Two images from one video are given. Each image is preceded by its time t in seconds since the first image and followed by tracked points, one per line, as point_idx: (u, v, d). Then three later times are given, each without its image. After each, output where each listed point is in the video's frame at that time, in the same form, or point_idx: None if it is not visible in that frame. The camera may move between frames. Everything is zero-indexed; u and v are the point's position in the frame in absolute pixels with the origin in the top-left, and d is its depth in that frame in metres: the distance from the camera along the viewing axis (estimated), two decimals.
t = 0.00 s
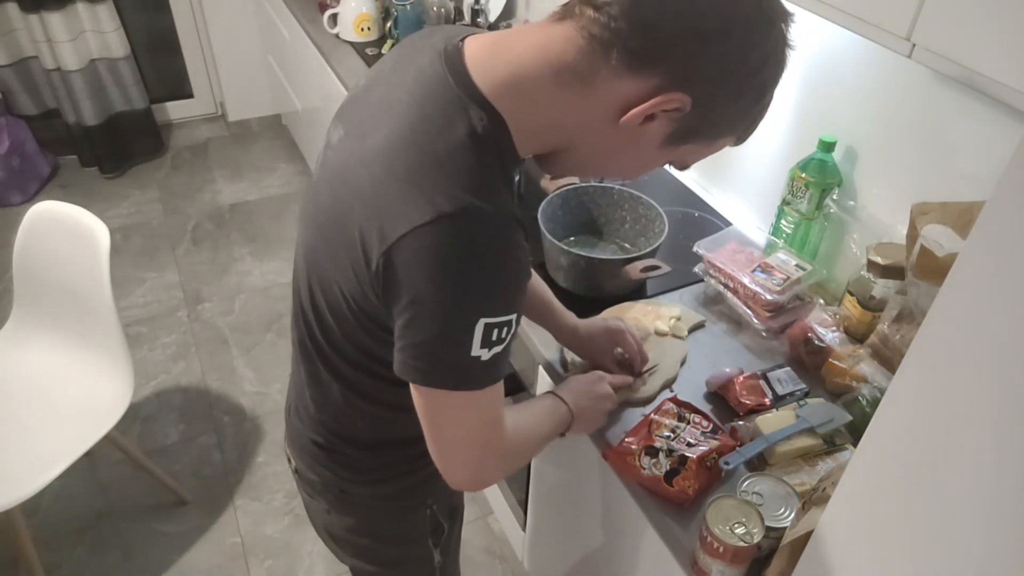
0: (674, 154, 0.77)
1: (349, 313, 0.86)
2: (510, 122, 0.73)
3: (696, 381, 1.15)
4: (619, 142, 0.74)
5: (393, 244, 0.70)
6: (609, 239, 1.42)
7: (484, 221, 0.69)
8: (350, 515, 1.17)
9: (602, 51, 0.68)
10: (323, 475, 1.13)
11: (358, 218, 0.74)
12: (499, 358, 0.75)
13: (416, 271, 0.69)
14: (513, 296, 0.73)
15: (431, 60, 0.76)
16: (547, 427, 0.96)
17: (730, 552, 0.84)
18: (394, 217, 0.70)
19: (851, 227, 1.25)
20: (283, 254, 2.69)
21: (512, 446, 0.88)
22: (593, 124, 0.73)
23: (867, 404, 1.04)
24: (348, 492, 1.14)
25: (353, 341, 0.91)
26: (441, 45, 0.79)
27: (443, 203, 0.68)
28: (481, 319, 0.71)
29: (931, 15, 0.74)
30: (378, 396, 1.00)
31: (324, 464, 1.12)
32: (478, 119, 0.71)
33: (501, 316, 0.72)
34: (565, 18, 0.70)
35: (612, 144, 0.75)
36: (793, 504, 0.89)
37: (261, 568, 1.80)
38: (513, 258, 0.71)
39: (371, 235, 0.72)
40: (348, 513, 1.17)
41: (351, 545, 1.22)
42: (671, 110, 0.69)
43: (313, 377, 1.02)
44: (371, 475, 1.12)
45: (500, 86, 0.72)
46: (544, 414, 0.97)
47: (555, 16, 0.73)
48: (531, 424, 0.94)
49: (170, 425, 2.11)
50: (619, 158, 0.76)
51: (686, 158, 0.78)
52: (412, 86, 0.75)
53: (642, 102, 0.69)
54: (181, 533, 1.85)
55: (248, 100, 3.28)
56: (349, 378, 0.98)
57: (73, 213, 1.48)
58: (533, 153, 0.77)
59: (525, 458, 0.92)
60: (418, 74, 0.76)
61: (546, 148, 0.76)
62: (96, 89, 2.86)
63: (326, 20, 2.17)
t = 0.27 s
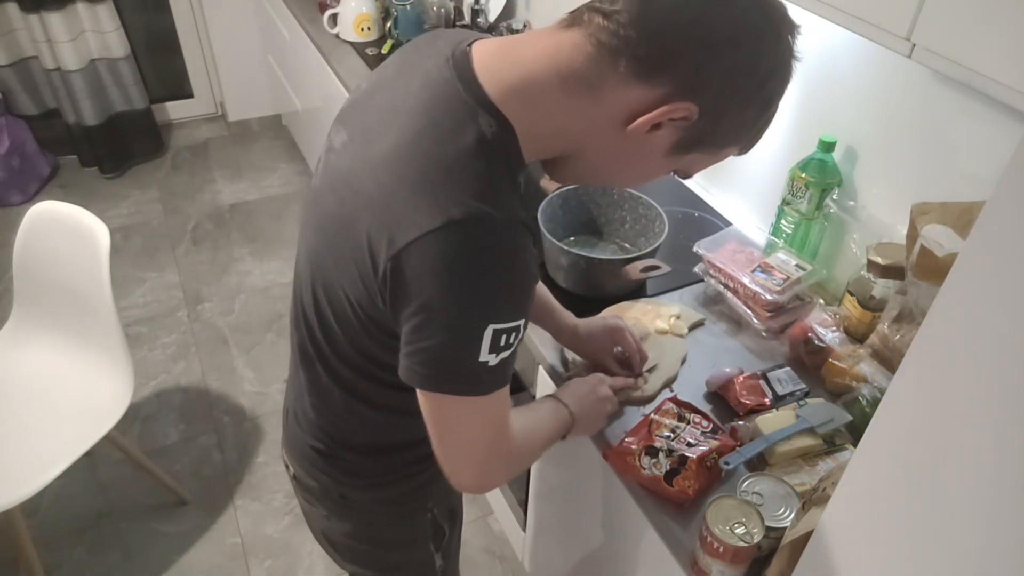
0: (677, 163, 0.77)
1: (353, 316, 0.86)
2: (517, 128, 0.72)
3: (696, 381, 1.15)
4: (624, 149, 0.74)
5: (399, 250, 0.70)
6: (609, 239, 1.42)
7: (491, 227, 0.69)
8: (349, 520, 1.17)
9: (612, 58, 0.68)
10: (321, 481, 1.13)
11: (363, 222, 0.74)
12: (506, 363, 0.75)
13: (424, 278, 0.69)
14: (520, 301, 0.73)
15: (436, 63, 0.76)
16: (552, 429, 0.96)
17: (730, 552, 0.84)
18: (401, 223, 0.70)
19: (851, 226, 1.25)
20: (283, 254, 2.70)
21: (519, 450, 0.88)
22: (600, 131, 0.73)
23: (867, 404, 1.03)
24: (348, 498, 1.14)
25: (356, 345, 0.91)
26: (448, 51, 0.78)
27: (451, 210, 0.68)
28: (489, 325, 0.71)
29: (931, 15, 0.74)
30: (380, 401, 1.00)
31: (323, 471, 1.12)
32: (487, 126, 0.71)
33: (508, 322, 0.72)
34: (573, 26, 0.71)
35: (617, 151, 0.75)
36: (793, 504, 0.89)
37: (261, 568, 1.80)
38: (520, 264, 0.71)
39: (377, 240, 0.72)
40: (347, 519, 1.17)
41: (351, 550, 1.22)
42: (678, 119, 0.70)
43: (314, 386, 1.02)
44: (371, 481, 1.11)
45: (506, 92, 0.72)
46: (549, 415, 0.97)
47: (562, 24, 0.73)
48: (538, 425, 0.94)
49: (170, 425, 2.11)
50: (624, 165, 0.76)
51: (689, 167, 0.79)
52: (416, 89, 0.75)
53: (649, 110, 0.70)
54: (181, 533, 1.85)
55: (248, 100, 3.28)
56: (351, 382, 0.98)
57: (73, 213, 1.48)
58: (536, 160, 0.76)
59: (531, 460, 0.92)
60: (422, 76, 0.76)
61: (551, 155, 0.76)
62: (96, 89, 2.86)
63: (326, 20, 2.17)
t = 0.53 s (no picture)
0: (682, 142, 0.77)
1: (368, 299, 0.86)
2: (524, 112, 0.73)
3: (696, 381, 1.15)
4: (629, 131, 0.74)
5: (412, 223, 0.70)
6: (609, 239, 1.42)
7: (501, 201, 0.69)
8: (358, 507, 1.17)
9: (614, 41, 0.68)
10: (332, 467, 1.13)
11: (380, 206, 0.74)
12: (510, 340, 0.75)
13: (434, 250, 0.69)
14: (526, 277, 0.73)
15: (438, 56, 0.76)
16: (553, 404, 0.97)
17: (730, 552, 0.84)
18: (414, 197, 0.70)
19: (851, 226, 1.25)
20: (283, 254, 2.70)
21: (523, 428, 0.88)
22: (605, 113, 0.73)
23: (867, 404, 1.04)
24: (359, 486, 1.14)
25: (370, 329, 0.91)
26: (451, 38, 0.78)
27: (462, 184, 0.68)
28: (494, 300, 0.71)
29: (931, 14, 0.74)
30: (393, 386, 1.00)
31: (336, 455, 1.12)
32: (495, 106, 0.71)
33: (513, 298, 0.72)
34: (575, 9, 0.70)
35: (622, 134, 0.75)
36: (793, 504, 0.89)
37: (261, 568, 1.80)
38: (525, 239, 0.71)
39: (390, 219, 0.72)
40: (356, 506, 1.17)
41: (359, 539, 1.22)
42: (681, 98, 0.70)
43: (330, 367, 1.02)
44: (386, 466, 1.11)
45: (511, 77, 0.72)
46: (551, 388, 0.98)
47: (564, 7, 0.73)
48: (540, 400, 0.95)
49: (170, 425, 2.11)
50: (629, 148, 0.76)
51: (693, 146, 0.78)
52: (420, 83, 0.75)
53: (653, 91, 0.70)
54: (181, 533, 1.85)
55: (248, 100, 3.28)
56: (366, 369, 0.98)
57: (73, 213, 1.48)
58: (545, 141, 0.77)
59: (531, 439, 0.92)
60: (425, 69, 0.76)
61: (558, 136, 0.76)
62: (96, 89, 2.86)
63: (326, 20, 2.17)
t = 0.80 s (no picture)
0: (678, 117, 0.77)
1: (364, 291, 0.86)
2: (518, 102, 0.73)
3: (696, 381, 1.15)
4: (624, 112, 0.74)
5: (406, 208, 0.70)
6: (609, 239, 1.42)
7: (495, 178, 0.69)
8: (360, 508, 1.17)
9: (598, 26, 0.68)
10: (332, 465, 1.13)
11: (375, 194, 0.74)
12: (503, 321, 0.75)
13: (428, 234, 0.69)
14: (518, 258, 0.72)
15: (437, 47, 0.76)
16: (551, 392, 0.97)
17: (730, 552, 0.84)
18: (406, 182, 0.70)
19: (851, 227, 1.25)
20: (283, 253, 2.69)
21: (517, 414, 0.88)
22: (599, 97, 0.73)
23: (867, 404, 1.03)
24: (360, 484, 1.14)
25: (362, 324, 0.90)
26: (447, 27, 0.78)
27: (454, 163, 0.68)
28: (488, 282, 0.70)
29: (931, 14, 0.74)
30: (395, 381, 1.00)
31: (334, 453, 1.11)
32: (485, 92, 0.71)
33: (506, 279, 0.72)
34: None
35: (617, 116, 0.75)
36: (793, 504, 0.89)
37: (261, 568, 1.80)
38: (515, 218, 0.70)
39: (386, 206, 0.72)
40: (358, 506, 1.17)
41: (362, 539, 1.22)
42: (671, 74, 0.70)
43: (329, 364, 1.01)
44: (386, 466, 1.11)
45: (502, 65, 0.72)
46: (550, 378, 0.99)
47: None
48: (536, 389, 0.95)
49: (170, 425, 2.11)
50: (625, 129, 0.77)
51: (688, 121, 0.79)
52: (417, 71, 0.75)
53: (643, 71, 0.70)
54: (181, 533, 1.85)
55: (248, 100, 3.28)
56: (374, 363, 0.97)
57: (73, 212, 1.48)
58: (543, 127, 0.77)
59: (527, 427, 0.92)
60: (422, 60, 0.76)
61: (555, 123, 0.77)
62: (96, 89, 2.86)
63: (326, 20, 2.17)
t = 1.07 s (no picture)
0: (678, 105, 0.78)
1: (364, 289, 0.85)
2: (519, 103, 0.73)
3: (696, 381, 1.15)
4: (623, 107, 0.75)
5: (416, 165, 0.67)
6: (609, 239, 1.42)
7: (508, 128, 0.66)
8: (354, 510, 1.17)
9: (588, 28, 0.69)
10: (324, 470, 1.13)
11: (376, 179, 0.73)
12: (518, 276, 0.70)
13: (440, 183, 0.66)
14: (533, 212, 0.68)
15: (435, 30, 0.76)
16: (555, 368, 0.96)
17: (730, 552, 0.84)
18: (415, 142, 0.68)
19: (851, 226, 1.25)
20: (283, 253, 2.69)
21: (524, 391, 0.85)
22: (596, 95, 0.74)
23: (867, 404, 1.03)
24: (353, 486, 1.14)
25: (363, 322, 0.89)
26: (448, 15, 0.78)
27: (466, 113, 0.66)
28: (504, 230, 0.66)
29: (931, 15, 0.75)
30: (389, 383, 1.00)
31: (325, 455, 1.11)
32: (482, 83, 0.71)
33: (521, 231, 0.67)
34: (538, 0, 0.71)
35: (617, 111, 0.76)
36: (793, 504, 0.89)
37: (261, 568, 1.80)
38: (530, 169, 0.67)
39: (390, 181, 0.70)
40: (353, 508, 1.17)
41: (356, 541, 1.22)
42: (667, 65, 0.71)
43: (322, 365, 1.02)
44: (377, 466, 1.11)
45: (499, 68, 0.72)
46: (554, 355, 0.97)
47: None
48: (540, 368, 0.93)
49: (170, 425, 2.11)
50: (627, 123, 0.77)
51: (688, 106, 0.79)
52: (423, 51, 0.75)
53: (639, 66, 0.70)
54: (181, 533, 1.85)
55: (248, 100, 3.28)
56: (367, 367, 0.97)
57: (73, 212, 1.48)
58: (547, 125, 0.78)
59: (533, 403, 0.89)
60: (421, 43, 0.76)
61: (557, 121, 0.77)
62: (96, 89, 2.86)
63: (326, 20, 2.17)
